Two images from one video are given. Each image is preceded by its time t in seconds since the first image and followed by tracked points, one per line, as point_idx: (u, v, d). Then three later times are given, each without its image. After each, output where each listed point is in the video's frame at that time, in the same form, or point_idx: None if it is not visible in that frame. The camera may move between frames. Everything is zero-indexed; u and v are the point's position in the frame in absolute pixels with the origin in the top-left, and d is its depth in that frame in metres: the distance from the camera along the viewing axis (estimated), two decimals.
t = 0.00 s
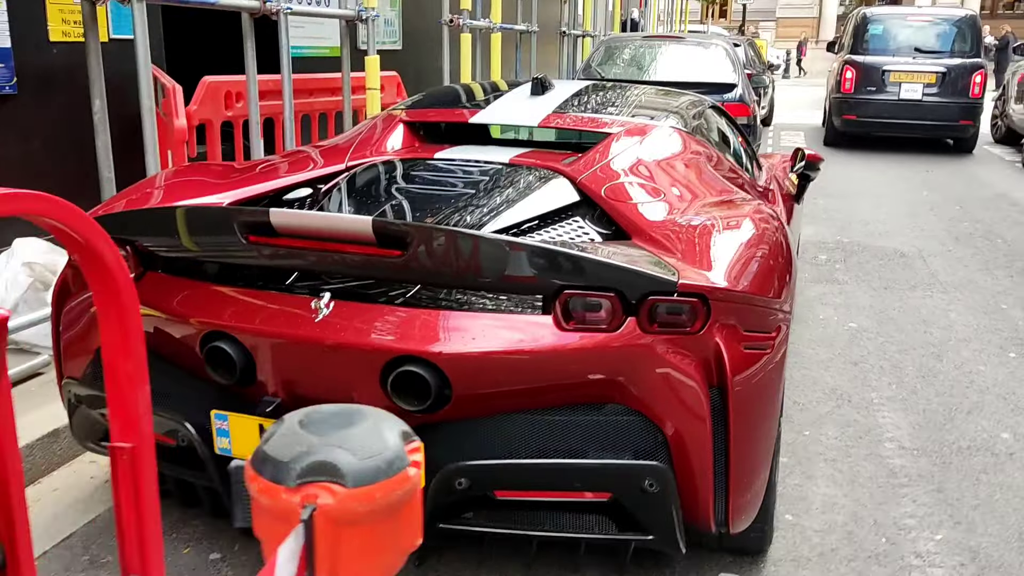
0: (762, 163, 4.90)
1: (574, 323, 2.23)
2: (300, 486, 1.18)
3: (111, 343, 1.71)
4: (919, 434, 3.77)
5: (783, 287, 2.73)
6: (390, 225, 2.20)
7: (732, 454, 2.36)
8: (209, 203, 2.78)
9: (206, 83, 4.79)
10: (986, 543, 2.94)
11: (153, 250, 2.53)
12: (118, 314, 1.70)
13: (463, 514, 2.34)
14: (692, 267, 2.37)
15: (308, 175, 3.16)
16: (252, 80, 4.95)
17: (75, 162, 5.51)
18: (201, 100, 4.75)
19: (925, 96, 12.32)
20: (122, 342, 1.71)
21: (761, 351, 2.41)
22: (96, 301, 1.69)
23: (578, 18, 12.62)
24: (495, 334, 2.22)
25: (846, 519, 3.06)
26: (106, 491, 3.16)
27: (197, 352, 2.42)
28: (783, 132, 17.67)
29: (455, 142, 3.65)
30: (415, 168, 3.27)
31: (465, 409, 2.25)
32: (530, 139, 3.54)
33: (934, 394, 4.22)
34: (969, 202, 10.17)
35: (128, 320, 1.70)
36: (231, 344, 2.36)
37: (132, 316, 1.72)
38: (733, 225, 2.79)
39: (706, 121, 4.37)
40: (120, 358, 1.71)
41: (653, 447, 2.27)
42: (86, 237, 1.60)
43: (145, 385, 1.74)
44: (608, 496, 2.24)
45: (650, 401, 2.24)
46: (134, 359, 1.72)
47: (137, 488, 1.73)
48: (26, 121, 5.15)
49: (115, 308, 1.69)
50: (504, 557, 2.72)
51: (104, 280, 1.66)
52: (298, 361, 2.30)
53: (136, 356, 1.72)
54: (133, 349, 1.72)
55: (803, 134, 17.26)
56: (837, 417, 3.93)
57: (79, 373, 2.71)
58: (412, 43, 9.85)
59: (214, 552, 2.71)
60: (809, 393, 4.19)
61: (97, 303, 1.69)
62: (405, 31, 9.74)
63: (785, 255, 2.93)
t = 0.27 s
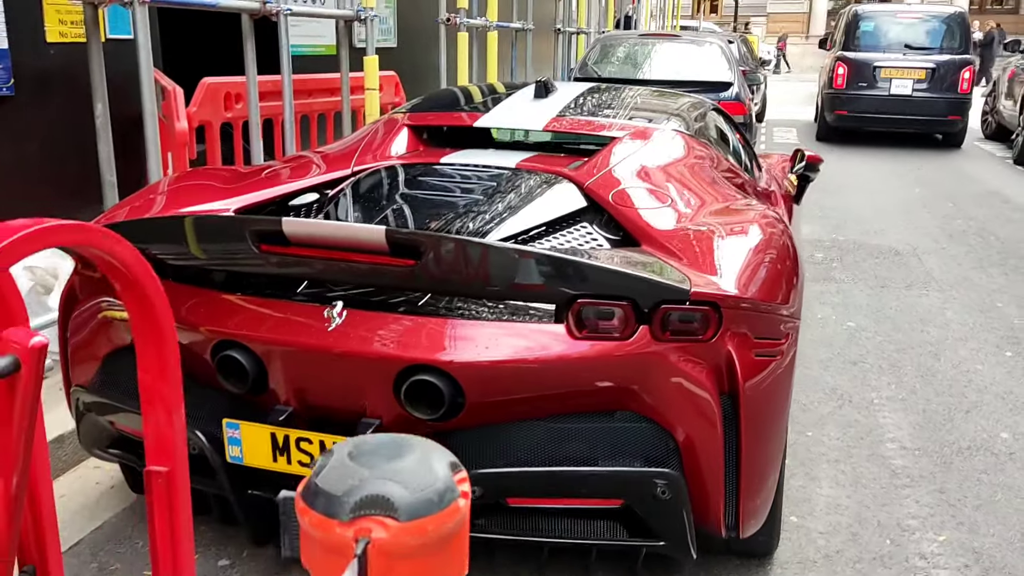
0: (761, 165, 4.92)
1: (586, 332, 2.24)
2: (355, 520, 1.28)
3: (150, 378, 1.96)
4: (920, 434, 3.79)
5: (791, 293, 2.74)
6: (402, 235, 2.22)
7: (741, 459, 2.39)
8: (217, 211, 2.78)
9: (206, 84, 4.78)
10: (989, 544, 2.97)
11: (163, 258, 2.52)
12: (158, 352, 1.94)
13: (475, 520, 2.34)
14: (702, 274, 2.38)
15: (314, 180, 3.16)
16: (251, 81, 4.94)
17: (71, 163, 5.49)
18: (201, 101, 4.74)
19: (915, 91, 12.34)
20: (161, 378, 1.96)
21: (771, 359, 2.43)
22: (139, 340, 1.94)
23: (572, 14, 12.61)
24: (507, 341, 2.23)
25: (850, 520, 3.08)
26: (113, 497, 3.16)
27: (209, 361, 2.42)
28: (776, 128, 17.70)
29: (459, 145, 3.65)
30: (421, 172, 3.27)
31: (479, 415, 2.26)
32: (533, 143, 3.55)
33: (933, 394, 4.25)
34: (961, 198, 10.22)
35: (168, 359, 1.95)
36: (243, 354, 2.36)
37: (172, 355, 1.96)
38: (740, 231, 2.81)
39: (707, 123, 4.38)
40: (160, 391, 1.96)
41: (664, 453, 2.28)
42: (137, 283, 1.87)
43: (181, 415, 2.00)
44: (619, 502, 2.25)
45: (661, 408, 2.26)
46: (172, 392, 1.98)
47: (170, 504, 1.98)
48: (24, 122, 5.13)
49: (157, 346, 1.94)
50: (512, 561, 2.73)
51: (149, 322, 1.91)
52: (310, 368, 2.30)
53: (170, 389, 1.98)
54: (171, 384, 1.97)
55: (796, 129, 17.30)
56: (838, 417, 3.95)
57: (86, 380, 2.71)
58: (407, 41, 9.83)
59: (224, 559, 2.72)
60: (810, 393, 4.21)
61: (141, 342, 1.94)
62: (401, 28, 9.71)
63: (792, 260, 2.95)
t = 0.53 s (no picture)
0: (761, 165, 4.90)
1: (586, 342, 2.22)
2: (354, 570, 1.21)
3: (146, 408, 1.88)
4: (920, 436, 3.78)
5: (792, 299, 2.72)
6: (403, 245, 2.20)
7: (742, 469, 2.37)
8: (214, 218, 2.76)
9: (202, 84, 4.74)
10: (990, 550, 2.96)
11: (159, 266, 2.50)
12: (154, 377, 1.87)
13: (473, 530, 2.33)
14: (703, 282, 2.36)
15: (311, 184, 3.13)
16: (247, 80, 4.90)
17: (66, 162, 5.45)
18: (197, 101, 4.70)
19: (912, 84, 12.33)
20: (156, 406, 1.88)
21: (772, 368, 2.41)
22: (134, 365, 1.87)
23: (569, 9, 12.56)
24: (507, 352, 2.21)
25: (851, 526, 3.07)
26: (109, 504, 3.14)
27: (205, 371, 2.40)
28: (772, 121, 17.68)
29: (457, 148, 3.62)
30: (419, 176, 3.24)
31: (479, 426, 2.23)
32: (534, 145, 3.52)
33: (933, 395, 4.24)
34: (959, 194, 10.20)
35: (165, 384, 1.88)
36: (240, 364, 2.34)
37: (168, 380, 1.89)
38: (740, 237, 2.78)
39: (707, 123, 4.36)
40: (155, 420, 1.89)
41: (664, 463, 2.27)
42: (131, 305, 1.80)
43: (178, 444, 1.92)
44: (620, 514, 2.23)
45: (662, 419, 2.24)
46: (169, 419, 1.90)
47: (168, 539, 1.88)
48: (18, 122, 5.09)
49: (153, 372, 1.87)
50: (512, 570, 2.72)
51: (144, 346, 1.85)
52: (306, 380, 2.28)
53: (167, 417, 1.90)
54: (168, 412, 1.90)
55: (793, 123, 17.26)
56: (838, 419, 3.94)
57: (81, 388, 2.68)
58: (403, 36, 9.78)
59: (221, 568, 2.70)
60: (809, 394, 4.20)
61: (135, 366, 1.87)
62: (397, 24, 9.67)
63: (792, 265, 2.92)
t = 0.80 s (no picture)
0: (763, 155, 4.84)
1: (581, 343, 2.16)
2: None
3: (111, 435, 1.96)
4: (922, 433, 3.73)
5: (794, 296, 2.66)
6: (393, 244, 2.15)
7: (740, 471, 2.32)
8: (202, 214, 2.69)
9: (195, 74, 4.68)
10: (993, 550, 2.91)
11: (144, 264, 2.44)
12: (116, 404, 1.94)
13: (466, 533, 2.28)
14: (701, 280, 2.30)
15: (302, 178, 3.07)
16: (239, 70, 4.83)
17: (58, 154, 5.39)
18: (189, 92, 4.64)
19: (915, 70, 12.24)
20: (121, 432, 1.96)
21: (772, 369, 2.36)
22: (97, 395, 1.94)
23: None
24: (500, 353, 2.16)
25: (851, 526, 3.02)
26: (98, 503, 3.09)
27: (192, 371, 2.34)
28: (775, 109, 17.56)
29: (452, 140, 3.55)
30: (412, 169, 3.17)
31: (471, 428, 2.18)
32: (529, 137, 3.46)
33: (936, 390, 4.18)
34: (962, 183, 10.12)
35: (129, 411, 1.96)
36: (226, 365, 2.29)
37: (132, 408, 1.97)
38: (740, 232, 2.72)
39: (707, 114, 4.29)
40: (119, 445, 1.97)
41: (661, 466, 2.21)
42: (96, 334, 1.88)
43: (140, 465, 2.01)
44: (615, 518, 2.18)
45: (659, 421, 2.18)
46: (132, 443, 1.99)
47: (131, 561, 1.98)
48: (9, 112, 5.02)
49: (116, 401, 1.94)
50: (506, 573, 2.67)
51: (106, 379, 1.92)
52: (294, 381, 2.23)
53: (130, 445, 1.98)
54: (131, 436, 1.98)
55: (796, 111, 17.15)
56: (839, 415, 3.88)
57: (66, 387, 2.63)
58: (401, 25, 9.69)
59: (210, 570, 2.65)
60: (810, 389, 4.14)
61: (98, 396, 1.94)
62: (395, 12, 9.58)
63: (793, 261, 2.86)
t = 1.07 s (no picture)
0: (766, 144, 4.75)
1: (575, 348, 2.10)
2: None
3: (61, 469, 1.82)
4: (927, 429, 3.66)
5: (795, 294, 2.59)
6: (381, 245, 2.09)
7: (740, 477, 2.25)
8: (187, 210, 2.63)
9: (187, 64, 4.59)
10: (1000, 553, 2.85)
11: (127, 265, 2.38)
12: (64, 437, 1.80)
13: (458, 541, 2.21)
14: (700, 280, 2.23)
15: (292, 172, 3.00)
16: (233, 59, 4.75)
17: (51, 144, 5.32)
18: (181, 82, 4.56)
19: (920, 52, 12.09)
20: (71, 466, 1.83)
21: (771, 372, 2.29)
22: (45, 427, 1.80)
23: None
24: (491, 357, 2.09)
25: (854, 527, 2.96)
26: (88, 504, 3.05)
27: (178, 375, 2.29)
28: (779, 91, 17.39)
29: (446, 131, 3.47)
30: (405, 162, 3.10)
31: (462, 434, 2.12)
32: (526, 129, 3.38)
33: (941, 384, 4.11)
34: (968, 168, 10.01)
35: (80, 444, 1.82)
36: (211, 369, 2.23)
37: (84, 441, 1.83)
38: (741, 228, 2.65)
39: (709, 102, 4.20)
40: (69, 480, 1.83)
41: (658, 473, 2.15)
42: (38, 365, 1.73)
43: (97, 502, 1.88)
44: (610, 527, 2.11)
45: (655, 426, 2.12)
46: (85, 478, 1.85)
47: None
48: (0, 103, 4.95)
49: (65, 435, 1.80)
50: None
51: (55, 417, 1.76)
52: (281, 386, 2.17)
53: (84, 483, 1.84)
54: (84, 471, 1.84)
55: (800, 93, 16.99)
56: (842, 411, 3.82)
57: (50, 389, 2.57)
58: (399, 8, 9.58)
59: None
60: (812, 384, 4.08)
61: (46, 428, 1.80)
62: None
63: (795, 256, 2.78)
